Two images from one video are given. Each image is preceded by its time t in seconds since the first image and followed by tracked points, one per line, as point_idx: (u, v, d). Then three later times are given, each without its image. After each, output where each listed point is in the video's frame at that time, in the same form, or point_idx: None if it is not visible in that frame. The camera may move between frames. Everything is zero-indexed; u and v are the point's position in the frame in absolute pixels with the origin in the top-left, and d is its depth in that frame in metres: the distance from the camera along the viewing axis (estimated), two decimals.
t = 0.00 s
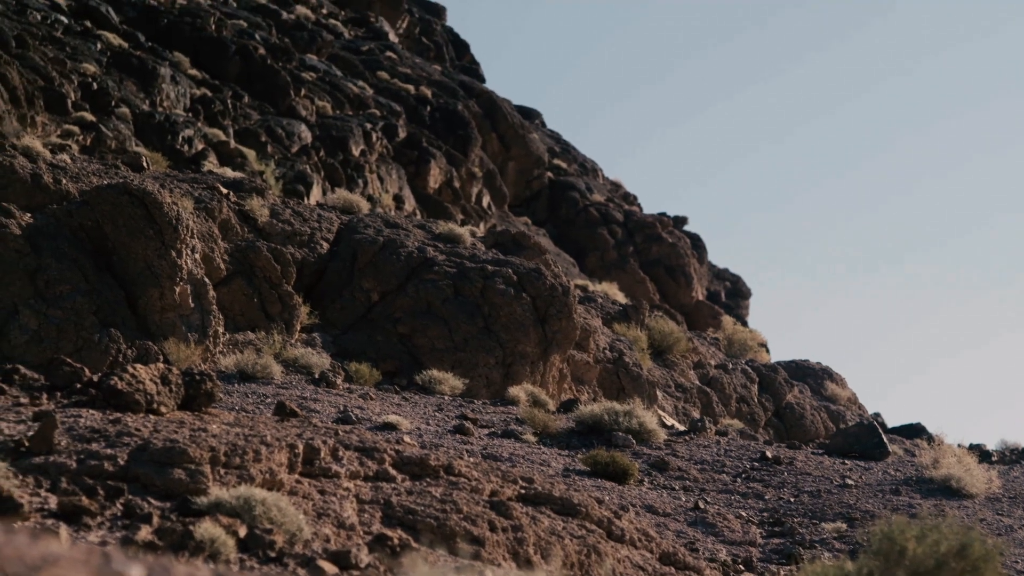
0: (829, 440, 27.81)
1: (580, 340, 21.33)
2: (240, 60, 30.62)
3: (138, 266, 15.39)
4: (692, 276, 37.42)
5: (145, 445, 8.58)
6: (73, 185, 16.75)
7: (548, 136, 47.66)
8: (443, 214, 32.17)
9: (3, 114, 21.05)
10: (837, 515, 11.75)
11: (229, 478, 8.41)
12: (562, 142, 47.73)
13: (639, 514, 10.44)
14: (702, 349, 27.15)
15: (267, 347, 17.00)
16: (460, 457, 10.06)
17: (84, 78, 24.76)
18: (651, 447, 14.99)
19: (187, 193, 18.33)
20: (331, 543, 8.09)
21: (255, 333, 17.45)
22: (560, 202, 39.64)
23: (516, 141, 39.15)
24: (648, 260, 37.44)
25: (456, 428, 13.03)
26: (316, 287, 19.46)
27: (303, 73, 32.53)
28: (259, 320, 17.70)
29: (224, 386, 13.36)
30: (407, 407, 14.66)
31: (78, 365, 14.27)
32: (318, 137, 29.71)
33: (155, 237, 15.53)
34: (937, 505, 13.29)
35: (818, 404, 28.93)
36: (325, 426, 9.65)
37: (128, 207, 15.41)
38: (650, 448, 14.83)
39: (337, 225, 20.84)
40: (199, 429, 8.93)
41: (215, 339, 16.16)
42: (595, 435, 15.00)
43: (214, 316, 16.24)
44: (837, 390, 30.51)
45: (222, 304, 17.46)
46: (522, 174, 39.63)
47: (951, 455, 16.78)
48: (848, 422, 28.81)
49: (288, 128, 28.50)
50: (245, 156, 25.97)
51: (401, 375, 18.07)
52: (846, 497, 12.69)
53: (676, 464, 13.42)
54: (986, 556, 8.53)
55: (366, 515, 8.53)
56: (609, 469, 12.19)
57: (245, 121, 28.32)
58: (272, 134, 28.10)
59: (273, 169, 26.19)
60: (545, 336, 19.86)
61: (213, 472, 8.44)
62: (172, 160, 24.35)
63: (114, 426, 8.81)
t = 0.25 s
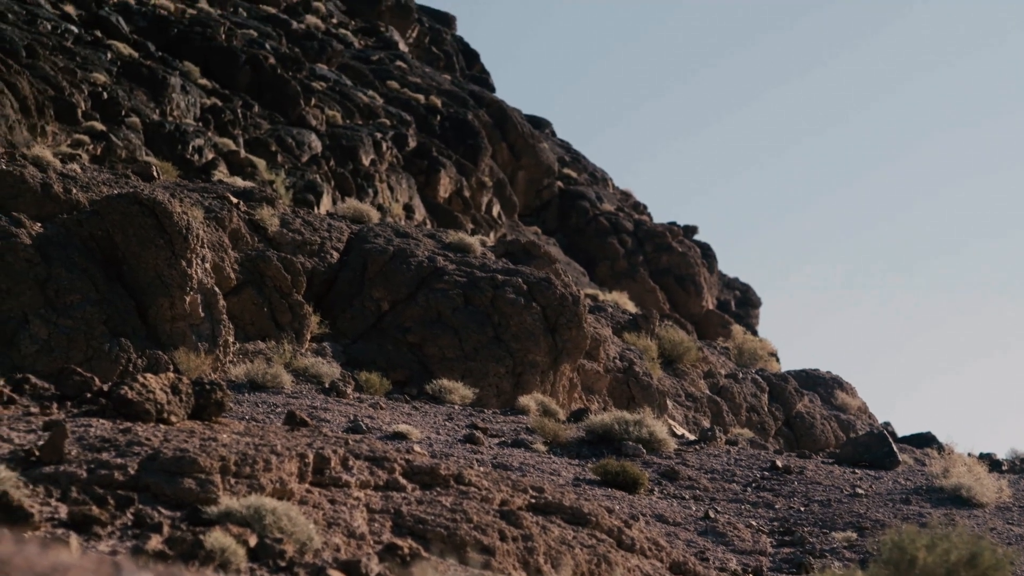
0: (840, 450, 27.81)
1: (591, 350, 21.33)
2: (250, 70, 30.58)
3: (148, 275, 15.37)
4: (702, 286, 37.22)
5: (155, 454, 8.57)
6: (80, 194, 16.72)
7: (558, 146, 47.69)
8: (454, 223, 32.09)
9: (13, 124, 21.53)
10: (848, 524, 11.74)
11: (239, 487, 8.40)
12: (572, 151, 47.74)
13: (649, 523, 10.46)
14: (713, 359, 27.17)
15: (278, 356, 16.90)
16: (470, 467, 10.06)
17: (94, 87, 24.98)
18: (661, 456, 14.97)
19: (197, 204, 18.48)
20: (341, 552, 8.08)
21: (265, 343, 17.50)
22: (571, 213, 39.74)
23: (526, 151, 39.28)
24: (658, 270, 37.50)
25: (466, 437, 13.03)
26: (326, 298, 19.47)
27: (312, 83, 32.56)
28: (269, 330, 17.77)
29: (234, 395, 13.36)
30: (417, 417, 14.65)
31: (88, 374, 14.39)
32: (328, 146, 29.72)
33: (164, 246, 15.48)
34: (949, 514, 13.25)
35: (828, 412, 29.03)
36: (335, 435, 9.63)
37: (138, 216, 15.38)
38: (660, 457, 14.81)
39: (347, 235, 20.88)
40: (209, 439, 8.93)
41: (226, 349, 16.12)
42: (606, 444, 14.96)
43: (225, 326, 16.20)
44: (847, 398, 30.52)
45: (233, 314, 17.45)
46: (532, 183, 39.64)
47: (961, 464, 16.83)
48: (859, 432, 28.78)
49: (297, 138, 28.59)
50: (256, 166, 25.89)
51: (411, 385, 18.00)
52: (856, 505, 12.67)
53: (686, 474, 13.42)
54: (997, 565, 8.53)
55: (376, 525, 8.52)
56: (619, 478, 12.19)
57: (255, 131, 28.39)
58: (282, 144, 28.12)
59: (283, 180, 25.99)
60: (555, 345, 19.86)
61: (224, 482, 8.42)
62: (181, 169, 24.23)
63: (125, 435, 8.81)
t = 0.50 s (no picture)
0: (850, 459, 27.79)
1: (602, 359, 21.30)
2: (260, 79, 30.71)
3: (158, 284, 15.39)
4: (712, 294, 37.49)
5: (166, 463, 8.57)
6: (92, 203, 16.84)
7: (568, 155, 47.70)
8: (463, 232, 31.80)
9: (23, 133, 21.53)
10: (858, 533, 11.74)
11: (249, 496, 8.40)
12: (582, 159, 47.66)
13: (659, 532, 10.47)
14: (723, 368, 27.16)
15: (288, 365, 16.91)
16: (480, 476, 10.06)
17: (103, 97, 25.10)
18: (671, 466, 14.93)
19: (208, 213, 18.51)
20: (351, 562, 8.06)
21: (275, 352, 17.45)
22: (581, 221, 39.58)
23: (536, 160, 39.21)
24: (667, 278, 37.47)
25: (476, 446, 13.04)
26: (337, 307, 19.46)
27: (322, 91, 32.53)
28: (280, 339, 17.68)
29: (244, 404, 13.36)
30: (427, 426, 14.65)
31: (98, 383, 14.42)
32: (338, 156, 29.53)
33: (174, 255, 15.47)
34: (960, 523, 13.22)
35: (838, 422, 29.02)
36: (345, 444, 9.63)
37: (149, 225, 15.44)
38: (671, 467, 14.77)
39: (357, 244, 20.82)
40: (219, 448, 8.92)
41: (237, 358, 16.11)
42: (616, 454, 14.91)
43: (235, 334, 16.20)
44: (858, 407, 30.48)
45: (244, 322, 17.44)
46: (542, 193, 39.59)
47: (973, 474, 16.78)
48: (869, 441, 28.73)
49: (308, 147, 28.55)
50: (265, 175, 25.51)
51: (421, 394, 18.09)
52: (866, 514, 12.66)
53: (696, 483, 13.43)
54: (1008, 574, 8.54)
55: (386, 533, 8.52)
56: (629, 487, 12.18)
57: (265, 139, 28.37)
58: (292, 152, 28.13)
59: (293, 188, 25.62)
60: (565, 354, 19.84)
61: (234, 490, 8.41)
62: (191, 178, 24.05)
63: (135, 444, 8.80)
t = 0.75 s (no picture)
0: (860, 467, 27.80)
1: (612, 368, 21.32)
2: (270, 88, 30.56)
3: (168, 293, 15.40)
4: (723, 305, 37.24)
5: (176, 472, 8.57)
6: (102, 213, 16.82)
7: (578, 164, 47.73)
8: (473, 242, 32.09)
9: (34, 142, 21.84)
10: (868, 542, 11.75)
11: (259, 505, 8.39)
12: (591, 168, 47.64)
13: (669, 541, 10.49)
14: (733, 377, 27.19)
15: (298, 374, 16.98)
16: (490, 484, 10.07)
17: (114, 106, 24.98)
18: (681, 475, 14.90)
19: (218, 221, 18.48)
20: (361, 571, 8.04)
21: (285, 361, 17.52)
22: (591, 231, 39.82)
23: (546, 169, 39.00)
24: (677, 287, 37.54)
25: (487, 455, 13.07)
26: (348, 315, 19.57)
27: (332, 100, 32.52)
28: (290, 348, 17.76)
29: (254, 413, 13.38)
30: (438, 434, 14.68)
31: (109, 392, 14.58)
32: (348, 164, 29.71)
33: (184, 264, 15.48)
34: (970, 531, 13.20)
35: (848, 430, 29.05)
36: (355, 453, 9.62)
37: (159, 235, 15.45)
38: (681, 475, 14.77)
39: (367, 252, 20.87)
40: (229, 457, 8.92)
41: (247, 368, 16.04)
42: (627, 463, 14.91)
43: (245, 343, 16.16)
44: (867, 415, 30.50)
45: (254, 331, 17.49)
46: (552, 202, 39.52)
47: (983, 482, 16.76)
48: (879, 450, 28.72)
49: (318, 156, 28.65)
50: (276, 184, 25.68)
51: (430, 404, 18.23)
52: (876, 523, 12.66)
53: (706, 491, 13.45)
54: None
55: (396, 542, 8.51)
56: (639, 495, 12.19)
57: (275, 148, 28.34)
58: (303, 161, 28.18)
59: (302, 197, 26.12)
60: (576, 364, 19.81)
61: (244, 499, 8.40)
62: (202, 188, 24.20)
63: (145, 454, 8.79)
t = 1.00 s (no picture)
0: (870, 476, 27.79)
1: (621, 377, 21.32)
2: (280, 97, 30.62)
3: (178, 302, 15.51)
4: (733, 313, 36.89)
5: (186, 481, 8.56)
6: (113, 223, 17.00)
7: (588, 173, 47.78)
8: (483, 250, 31.82)
9: (44, 151, 21.78)
10: (878, 551, 11.76)
11: (269, 514, 8.39)
12: (601, 178, 47.66)
13: (679, 550, 10.50)
14: (742, 386, 27.20)
15: (308, 384, 17.07)
16: (500, 493, 10.07)
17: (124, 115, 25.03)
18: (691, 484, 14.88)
19: (228, 230, 18.56)
20: None
21: (295, 369, 17.62)
22: (601, 240, 39.86)
23: (555, 178, 39.46)
24: (687, 296, 37.30)
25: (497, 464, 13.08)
26: (358, 323, 19.70)
27: (342, 110, 32.55)
28: (299, 357, 17.85)
29: (264, 422, 13.41)
30: (447, 444, 14.70)
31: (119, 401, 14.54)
32: (358, 173, 29.74)
33: (195, 273, 15.63)
34: (980, 539, 13.19)
35: (858, 439, 29.03)
36: (365, 462, 9.62)
37: (169, 243, 15.59)
38: (692, 484, 14.75)
39: (377, 262, 20.94)
40: (239, 466, 8.92)
41: (257, 376, 16.16)
42: (637, 472, 14.93)
43: (255, 353, 16.22)
44: (877, 425, 30.47)
45: (263, 340, 17.53)
46: (562, 211, 39.81)
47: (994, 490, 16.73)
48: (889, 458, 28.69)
49: (328, 165, 28.72)
50: (286, 194, 25.74)
51: (440, 412, 18.16)
52: (885, 532, 12.65)
53: (716, 500, 13.47)
54: None
55: (407, 551, 8.51)
56: (649, 505, 12.21)
57: (285, 158, 28.34)
58: (312, 171, 28.20)
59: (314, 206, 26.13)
60: (585, 372, 19.72)
61: (254, 508, 8.40)
62: (212, 197, 24.13)
63: (155, 462, 8.80)
